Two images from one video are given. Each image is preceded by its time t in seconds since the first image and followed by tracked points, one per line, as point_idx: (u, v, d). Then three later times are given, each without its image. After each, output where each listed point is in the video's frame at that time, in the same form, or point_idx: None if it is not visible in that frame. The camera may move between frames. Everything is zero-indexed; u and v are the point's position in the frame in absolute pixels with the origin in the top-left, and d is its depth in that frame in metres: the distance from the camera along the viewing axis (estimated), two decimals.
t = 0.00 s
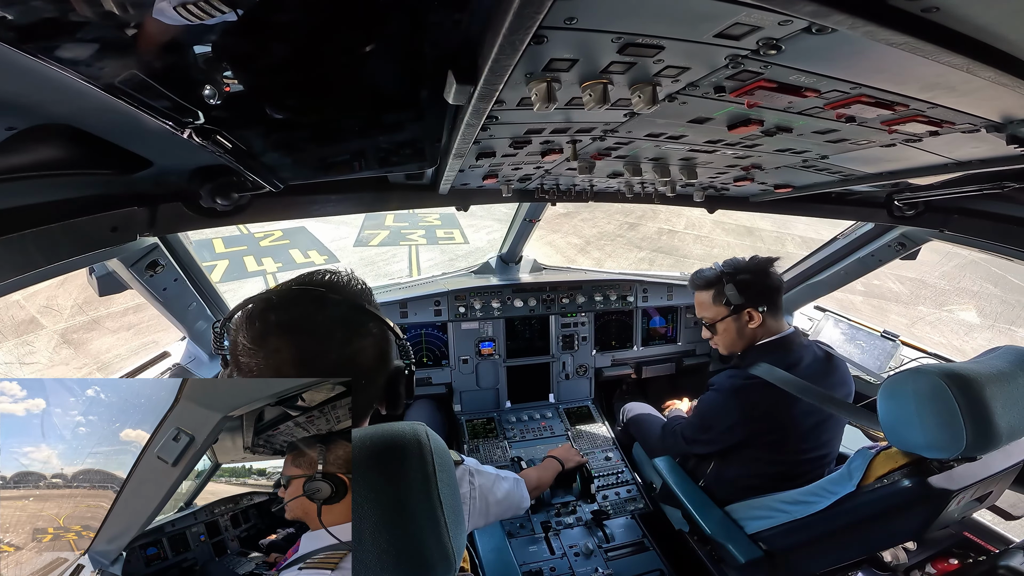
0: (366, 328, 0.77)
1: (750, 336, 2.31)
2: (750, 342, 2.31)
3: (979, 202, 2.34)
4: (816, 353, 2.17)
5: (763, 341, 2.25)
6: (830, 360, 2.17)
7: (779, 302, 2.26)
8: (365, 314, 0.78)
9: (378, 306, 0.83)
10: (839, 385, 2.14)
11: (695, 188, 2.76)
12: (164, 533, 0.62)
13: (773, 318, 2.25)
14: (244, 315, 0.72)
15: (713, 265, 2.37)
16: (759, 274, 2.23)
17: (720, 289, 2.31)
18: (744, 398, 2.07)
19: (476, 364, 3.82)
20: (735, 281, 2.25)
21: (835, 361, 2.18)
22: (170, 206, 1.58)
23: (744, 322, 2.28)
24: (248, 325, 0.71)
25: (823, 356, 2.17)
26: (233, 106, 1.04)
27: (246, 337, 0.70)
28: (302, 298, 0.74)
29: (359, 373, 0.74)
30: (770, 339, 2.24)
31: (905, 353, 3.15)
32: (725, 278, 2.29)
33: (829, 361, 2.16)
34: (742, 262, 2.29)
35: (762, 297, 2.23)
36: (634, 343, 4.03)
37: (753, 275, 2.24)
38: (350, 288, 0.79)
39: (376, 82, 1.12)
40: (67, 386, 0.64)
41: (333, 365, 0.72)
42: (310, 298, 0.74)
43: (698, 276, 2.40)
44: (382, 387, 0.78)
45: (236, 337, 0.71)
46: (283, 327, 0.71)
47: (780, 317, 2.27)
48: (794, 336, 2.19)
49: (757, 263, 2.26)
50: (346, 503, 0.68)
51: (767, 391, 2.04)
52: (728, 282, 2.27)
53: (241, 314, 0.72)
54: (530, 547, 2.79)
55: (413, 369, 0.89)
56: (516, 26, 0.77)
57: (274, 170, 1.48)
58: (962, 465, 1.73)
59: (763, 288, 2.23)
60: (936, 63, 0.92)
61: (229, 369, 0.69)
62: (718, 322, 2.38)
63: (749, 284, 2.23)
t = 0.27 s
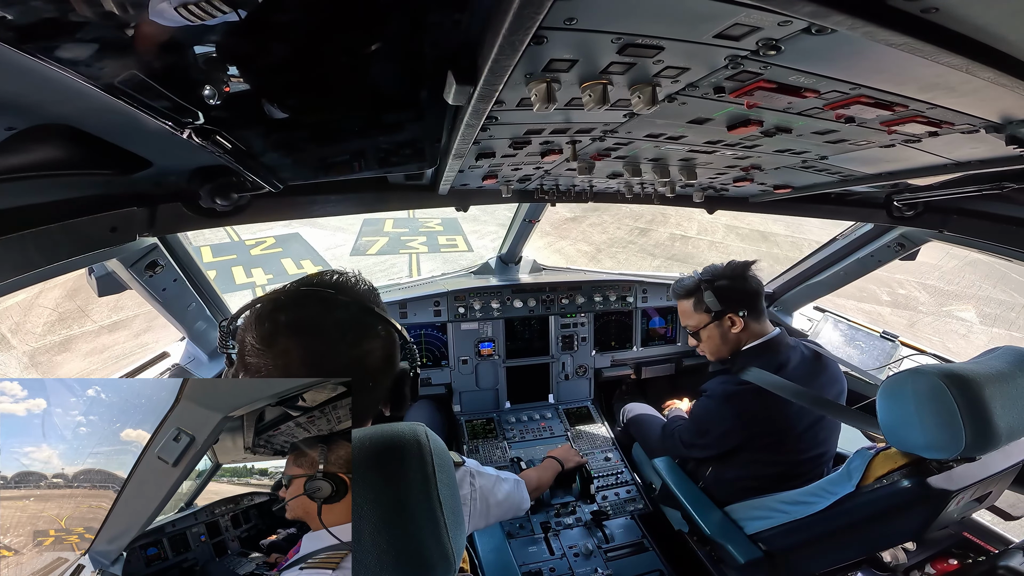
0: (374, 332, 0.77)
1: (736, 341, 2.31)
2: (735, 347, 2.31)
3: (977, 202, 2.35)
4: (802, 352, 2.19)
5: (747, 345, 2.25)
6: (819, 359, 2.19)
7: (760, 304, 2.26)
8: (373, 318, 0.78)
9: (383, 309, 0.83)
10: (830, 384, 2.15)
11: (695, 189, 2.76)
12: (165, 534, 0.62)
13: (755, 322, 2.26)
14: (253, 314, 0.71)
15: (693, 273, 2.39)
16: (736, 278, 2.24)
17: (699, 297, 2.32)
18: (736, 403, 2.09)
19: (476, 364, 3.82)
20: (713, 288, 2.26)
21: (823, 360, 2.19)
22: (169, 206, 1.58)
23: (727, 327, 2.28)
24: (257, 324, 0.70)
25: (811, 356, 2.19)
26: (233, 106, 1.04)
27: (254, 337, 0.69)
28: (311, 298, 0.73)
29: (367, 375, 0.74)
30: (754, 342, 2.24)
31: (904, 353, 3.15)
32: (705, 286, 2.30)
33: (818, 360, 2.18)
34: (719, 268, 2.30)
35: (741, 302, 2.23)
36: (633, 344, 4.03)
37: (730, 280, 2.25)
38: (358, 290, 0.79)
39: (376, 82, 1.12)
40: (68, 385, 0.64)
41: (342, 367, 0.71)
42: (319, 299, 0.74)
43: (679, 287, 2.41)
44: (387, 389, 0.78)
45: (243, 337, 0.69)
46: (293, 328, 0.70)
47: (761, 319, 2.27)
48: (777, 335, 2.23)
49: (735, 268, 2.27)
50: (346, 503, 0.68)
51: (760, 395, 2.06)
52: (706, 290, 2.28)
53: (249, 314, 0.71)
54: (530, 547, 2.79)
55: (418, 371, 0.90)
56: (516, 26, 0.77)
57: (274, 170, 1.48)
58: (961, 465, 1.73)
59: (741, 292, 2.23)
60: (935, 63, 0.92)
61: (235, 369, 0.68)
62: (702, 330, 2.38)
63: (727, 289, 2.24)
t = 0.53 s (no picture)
0: (378, 333, 0.77)
1: (728, 345, 2.32)
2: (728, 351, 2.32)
3: (977, 204, 2.35)
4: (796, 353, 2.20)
5: (740, 349, 2.26)
6: (813, 358, 2.19)
7: (750, 306, 2.27)
8: (378, 318, 0.78)
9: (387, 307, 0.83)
10: (825, 384, 2.15)
11: (695, 189, 2.76)
12: (165, 534, 0.62)
13: (745, 325, 2.27)
14: (258, 316, 0.70)
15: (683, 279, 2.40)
16: (725, 282, 2.25)
17: (689, 302, 2.34)
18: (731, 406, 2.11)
19: (476, 364, 3.82)
20: (702, 293, 2.27)
21: (817, 360, 2.19)
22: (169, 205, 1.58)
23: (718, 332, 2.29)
24: (262, 326, 0.70)
25: (805, 356, 2.19)
26: (233, 105, 1.04)
27: (260, 340, 0.69)
28: (315, 299, 0.73)
29: (371, 376, 0.74)
30: (746, 345, 2.25)
31: (904, 354, 3.15)
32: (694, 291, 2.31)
33: (813, 359, 2.18)
34: (708, 272, 2.31)
35: (731, 305, 2.24)
36: (633, 344, 4.03)
37: (718, 284, 2.25)
38: (361, 291, 0.79)
39: (375, 82, 1.12)
40: (69, 386, 0.64)
41: (347, 369, 0.72)
42: (323, 300, 0.74)
43: (670, 292, 2.43)
44: (393, 389, 0.78)
45: (248, 340, 0.69)
46: (298, 330, 0.70)
47: (752, 322, 2.27)
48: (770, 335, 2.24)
49: (724, 272, 2.28)
50: (348, 503, 0.68)
51: (756, 398, 2.07)
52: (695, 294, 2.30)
53: (254, 316, 0.71)
54: (529, 548, 2.79)
55: (420, 368, 0.90)
56: (516, 26, 0.77)
57: (274, 170, 1.48)
58: (961, 466, 1.73)
59: (730, 296, 2.24)
60: (936, 65, 0.92)
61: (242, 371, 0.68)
62: (694, 334, 2.40)
63: (716, 294, 2.25)
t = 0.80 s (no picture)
0: (383, 333, 0.78)
1: (725, 346, 2.32)
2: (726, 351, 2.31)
3: (978, 203, 2.35)
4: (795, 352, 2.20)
5: (737, 349, 2.26)
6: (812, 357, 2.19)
7: (747, 306, 2.27)
8: (382, 319, 0.79)
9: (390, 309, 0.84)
10: (824, 383, 2.15)
11: (696, 189, 2.76)
12: (165, 534, 0.62)
13: (742, 325, 2.26)
14: (265, 316, 0.71)
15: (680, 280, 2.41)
16: (721, 283, 2.25)
17: (685, 303, 2.34)
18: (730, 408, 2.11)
19: (476, 364, 3.82)
20: (698, 294, 2.27)
21: (816, 360, 2.19)
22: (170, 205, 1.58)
23: (715, 333, 2.29)
24: (270, 326, 0.70)
25: (803, 356, 2.19)
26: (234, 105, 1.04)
27: (269, 340, 0.69)
28: (323, 300, 0.75)
29: (378, 376, 0.75)
30: (743, 346, 2.25)
31: (905, 354, 3.15)
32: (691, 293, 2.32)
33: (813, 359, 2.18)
34: (705, 273, 2.31)
35: (727, 306, 2.24)
36: (634, 344, 4.03)
37: (714, 285, 2.25)
38: (365, 292, 0.80)
39: (376, 82, 1.12)
40: (70, 386, 0.65)
41: (354, 369, 0.73)
42: (331, 300, 0.75)
43: (668, 294, 2.43)
44: (397, 388, 0.78)
45: (255, 340, 0.69)
46: (307, 330, 0.71)
47: (749, 322, 2.27)
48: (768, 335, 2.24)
49: (720, 273, 2.28)
50: (347, 503, 0.68)
51: (756, 398, 2.07)
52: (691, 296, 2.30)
53: (261, 315, 0.71)
54: (529, 547, 2.79)
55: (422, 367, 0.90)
56: (516, 26, 0.77)
57: (274, 169, 1.48)
58: (961, 466, 1.72)
59: (726, 296, 2.24)
60: (937, 64, 0.92)
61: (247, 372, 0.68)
62: (691, 335, 2.40)
63: (711, 295, 2.25)
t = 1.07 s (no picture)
0: (390, 333, 0.77)
1: (730, 342, 2.31)
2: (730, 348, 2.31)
3: (980, 203, 2.34)
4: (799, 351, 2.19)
5: (742, 346, 2.25)
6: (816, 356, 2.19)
7: (753, 304, 2.26)
8: (390, 318, 0.78)
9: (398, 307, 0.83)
10: (827, 382, 2.14)
11: (697, 188, 2.76)
12: (166, 533, 0.62)
13: (748, 322, 2.25)
14: (274, 313, 0.70)
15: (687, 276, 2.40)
16: (727, 280, 2.25)
17: (690, 299, 2.33)
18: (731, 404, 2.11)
19: (477, 362, 3.82)
20: (704, 290, 2.27)
21: (820, 359, 2.19)
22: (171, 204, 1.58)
23: (720, 329, 2.29)
24: (279, 323, 0.70)
25: (807, 354, 2.19)
26: (235, 104, 1.04)
27: (276, 337, 0.69)
28: (332, 300, 0.74)
29: (383, 377, 0.74)
30: (748, 343, 2.24)
31: (906, 353, 3.15)
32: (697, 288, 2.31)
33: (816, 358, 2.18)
34: (711, 269, 2.31)
35: (733, 303, 2.23)
36: (635, 343, 4.03)
37: (720, 282, 2.25)
38: (374, 291, 0.79)
39: (377, 81, 1.12)
40: (71, 386, 0.65)
41: (359, 370, 0.72)
42: (339, 299, 0.74)
43: (673, 289, 2.43)
44: (402, 388, 0.78)
45: (264, 335, 0.69)
46: (316, 329, 0.71)
47: (755, 319, 2.26)
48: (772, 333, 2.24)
49: (727, 270, 2.27)
50: (346, 503, 0.68)
51: (757, 396, 2.07)
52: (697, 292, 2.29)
53: (270, 312, 0.71)
54: (530, 546, 2.79)
55: (426, 368, 0.90)
56: (517, 26, 0.77)
57: (276, 168, 1.48)
58: (962, 466, 1.71)
59: (732, 293, 2.24)
60: (940, 63, 0.92)
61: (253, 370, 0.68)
62: (696, 331, 2.39)
63: (717, 291, 2.25)
